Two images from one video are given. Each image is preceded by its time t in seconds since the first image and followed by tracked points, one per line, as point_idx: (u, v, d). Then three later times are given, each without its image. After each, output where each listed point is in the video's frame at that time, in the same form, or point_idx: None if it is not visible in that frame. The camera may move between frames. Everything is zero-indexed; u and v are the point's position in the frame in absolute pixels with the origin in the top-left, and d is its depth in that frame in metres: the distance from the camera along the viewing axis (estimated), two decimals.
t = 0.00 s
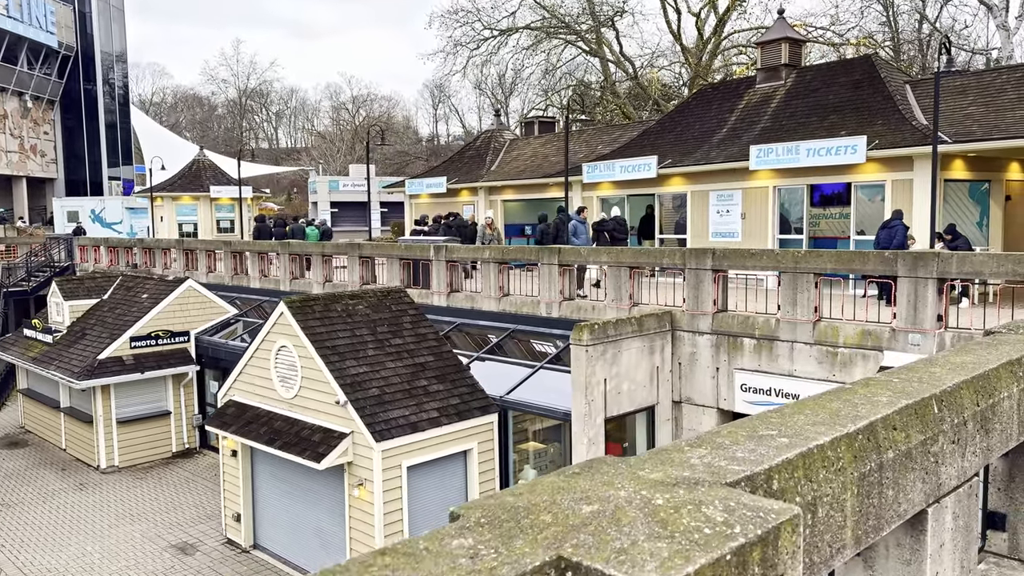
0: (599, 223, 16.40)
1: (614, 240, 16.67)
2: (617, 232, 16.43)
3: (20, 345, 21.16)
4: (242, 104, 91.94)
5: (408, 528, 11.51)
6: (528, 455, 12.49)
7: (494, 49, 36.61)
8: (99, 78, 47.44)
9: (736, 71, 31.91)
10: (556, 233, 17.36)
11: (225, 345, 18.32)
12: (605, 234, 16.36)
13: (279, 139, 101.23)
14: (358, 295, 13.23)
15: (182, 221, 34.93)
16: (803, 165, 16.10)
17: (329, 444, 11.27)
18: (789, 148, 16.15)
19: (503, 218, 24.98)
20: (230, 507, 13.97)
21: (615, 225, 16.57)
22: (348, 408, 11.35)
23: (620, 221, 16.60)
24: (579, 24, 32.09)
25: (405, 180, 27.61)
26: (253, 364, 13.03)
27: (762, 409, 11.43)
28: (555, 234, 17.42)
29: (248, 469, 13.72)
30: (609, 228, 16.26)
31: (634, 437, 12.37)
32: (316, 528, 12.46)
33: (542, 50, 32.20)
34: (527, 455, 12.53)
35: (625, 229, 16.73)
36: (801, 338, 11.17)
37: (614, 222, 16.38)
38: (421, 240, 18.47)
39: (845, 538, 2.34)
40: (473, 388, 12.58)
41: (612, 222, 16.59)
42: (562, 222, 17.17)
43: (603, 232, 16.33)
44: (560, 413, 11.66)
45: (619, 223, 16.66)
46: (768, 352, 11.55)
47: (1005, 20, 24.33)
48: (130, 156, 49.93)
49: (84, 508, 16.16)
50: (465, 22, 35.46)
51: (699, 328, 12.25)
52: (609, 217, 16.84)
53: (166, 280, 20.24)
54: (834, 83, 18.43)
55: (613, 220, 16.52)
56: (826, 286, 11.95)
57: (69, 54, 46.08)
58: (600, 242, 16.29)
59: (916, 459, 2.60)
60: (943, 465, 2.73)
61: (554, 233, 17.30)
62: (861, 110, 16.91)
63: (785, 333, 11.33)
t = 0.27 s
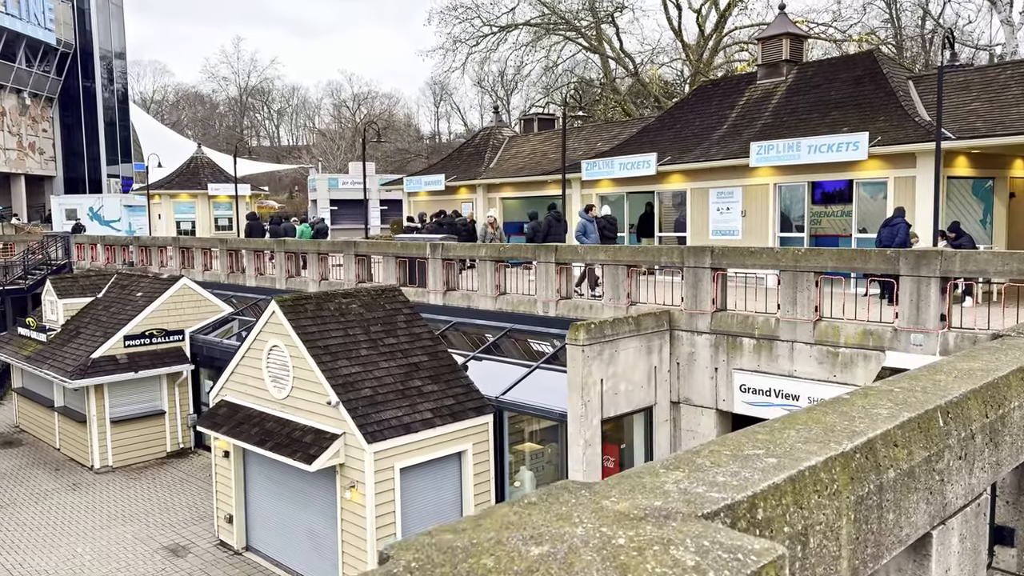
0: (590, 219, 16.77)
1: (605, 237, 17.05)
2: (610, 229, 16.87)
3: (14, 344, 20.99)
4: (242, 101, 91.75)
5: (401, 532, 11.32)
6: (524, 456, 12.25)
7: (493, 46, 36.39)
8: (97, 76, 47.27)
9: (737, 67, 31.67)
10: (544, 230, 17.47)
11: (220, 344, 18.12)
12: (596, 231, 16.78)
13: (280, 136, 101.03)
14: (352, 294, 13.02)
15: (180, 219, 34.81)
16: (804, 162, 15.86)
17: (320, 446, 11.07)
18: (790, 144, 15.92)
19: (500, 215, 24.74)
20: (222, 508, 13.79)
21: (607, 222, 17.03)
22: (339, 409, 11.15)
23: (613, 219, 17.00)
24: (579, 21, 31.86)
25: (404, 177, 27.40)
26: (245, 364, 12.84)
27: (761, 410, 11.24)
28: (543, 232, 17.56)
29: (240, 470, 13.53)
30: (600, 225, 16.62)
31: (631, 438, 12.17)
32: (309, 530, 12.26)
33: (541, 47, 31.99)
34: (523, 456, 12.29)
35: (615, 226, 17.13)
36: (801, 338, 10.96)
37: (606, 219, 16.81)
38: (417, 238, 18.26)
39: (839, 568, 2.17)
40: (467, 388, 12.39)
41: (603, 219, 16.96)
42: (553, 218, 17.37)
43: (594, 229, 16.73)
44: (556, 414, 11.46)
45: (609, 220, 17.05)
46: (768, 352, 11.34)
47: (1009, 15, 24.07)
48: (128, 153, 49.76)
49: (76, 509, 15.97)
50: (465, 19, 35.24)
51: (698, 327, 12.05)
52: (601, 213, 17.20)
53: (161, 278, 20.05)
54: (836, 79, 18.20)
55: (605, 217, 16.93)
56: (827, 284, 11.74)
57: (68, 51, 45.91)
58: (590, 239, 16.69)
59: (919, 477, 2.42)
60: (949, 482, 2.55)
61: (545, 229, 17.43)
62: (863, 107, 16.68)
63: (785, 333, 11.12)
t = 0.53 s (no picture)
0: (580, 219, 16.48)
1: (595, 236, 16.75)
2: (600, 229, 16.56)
3: (8, 343, 20.81)
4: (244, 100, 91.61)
5: (393, 536, 11.11)
6: (520, 457, 12.02)
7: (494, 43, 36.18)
8: (97, 74, 47.10)
9: (739, 65, 31.43)
10: (534, 229, 17.12)
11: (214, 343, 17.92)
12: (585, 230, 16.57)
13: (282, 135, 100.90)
14: (345, 293, 12.80)
15: (179, 217, 34.91)
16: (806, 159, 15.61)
17: (311, 447, 10.86)
18: (792, 141, 15.67)
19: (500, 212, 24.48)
20: (214, 510, 13.58)
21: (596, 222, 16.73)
22: (331, 410, 10.94)
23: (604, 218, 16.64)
24: (579, 18, 31.63)
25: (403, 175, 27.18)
26: (237, 364, 12.63)
27: (762, 411, 11.03)
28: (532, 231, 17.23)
29: (233, 472, 13.33)
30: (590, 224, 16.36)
31: (629, 440, 11.96)
32: (301, 533, 12.05)
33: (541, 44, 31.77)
34: (519, 457, 12.06)
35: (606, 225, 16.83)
36: (802, 338, 10.73)
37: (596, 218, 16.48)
38: (414, 236, 18.04)
39: None
40: (462, 389, 12.17)
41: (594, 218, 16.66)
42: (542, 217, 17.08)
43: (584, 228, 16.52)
44: (552, 415, 11.25)
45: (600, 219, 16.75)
46: (769, 352, 11.11)
47: (1015, 11, 23.79)
48: (129, 152, 49.62)
49: (68, 510, 15.78)
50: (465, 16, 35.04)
51: (697, 327, 11.83)
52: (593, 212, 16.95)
53: (156, 277, 19.85)
54: (839, 75, 17.95)
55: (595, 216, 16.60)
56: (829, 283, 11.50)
57: (68, 49, 45.77)
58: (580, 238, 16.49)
59: (925, 500, 2.21)
60: (959, 505, 2.35)
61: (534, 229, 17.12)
62: (866, 103, 16.44)
63: (786, 333, 10.89)
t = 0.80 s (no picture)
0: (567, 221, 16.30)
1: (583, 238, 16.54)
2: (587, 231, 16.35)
3: (4, 345, 20.67)
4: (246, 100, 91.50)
5: (386, 543, 10.93)
6: (517, 463, 11.83)
7: (494, 42, 36.01)
8: (98, 73, 47.01)
9: (742, 64, 31.19)
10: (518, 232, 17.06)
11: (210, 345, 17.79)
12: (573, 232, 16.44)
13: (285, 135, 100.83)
14: (340, 295, 12.61)
15: (179, 217, 35.35)
16: (808, 159, 15.39)
17: (303, 453, 10.68)
18: (793, 140, 15.45)
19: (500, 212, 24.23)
20: (207, 515, 13.42)
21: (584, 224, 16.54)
22: (323, 415, 10.76)
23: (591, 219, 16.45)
24: (581, 16, 31.42)
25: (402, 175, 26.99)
26: (230, 367, 12.47)
27: (762, 416, 10.86)
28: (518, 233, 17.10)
29: (226, 476, 13.17)
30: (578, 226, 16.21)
31: (627, 446, 11.76)
32: (293, 539, 11.87)
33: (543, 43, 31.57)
34: (516, 463, 11.86)
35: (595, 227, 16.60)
36: (803, 342, 10.53)
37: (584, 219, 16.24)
38: (412, 237, 17.82)
39: None
40: (458, 393, 11.99)
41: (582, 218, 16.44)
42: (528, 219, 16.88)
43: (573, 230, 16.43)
44: (549, 419, 11.06)
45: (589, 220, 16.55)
46: (769, 356, 10.89)
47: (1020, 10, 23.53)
48: (130, 152, 49.52)
49: (61, 514, 15.63)
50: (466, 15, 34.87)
51: (696, 330, 11.63)
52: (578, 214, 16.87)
53: (152, 278, 19.69)
54: (842, 74, 17.72)
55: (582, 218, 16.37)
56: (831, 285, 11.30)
57: (69, 49, 45.68)
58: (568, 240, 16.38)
59: (921, 546, 2.07)
60: (960, 548, 2.20)
61: (520, 231, 17.00)
62: (869, 102, 16.21)
63: (787, 337, 10.68)
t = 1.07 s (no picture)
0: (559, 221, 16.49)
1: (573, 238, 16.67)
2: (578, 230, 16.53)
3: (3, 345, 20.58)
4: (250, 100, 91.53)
5: (381, 548, 10.79)
6: (515, 466, 11.68)
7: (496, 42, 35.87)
8: (101, 74, 46.98)
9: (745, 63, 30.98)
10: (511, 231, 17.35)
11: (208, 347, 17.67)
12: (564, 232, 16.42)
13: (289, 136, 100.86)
14: (335, 296, 12.47)
15: (180, 217, 35.48)
16: (811, 159, 15.21)
17: (296, 457, 10.54)
18: (795, 140, 15.28)
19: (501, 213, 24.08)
20: (202, 518, 13.29)
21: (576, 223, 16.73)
22: (316, 418, 10.61)
23: (581, 220, 16.63)
24: (583, 16, 31.25)
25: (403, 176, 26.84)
26: (224, 369, 12.33)
27: (763, 420, 10.68)
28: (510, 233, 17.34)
29: (221, 479, 13.05)
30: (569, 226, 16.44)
31: (626, 449, 11.60)
32: (287, 543, 11.73)
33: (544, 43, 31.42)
34: (513, 466, 11.71)
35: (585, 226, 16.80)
36: (804, 344, 10.35)
37: (575, 220, 16.42)
38: (410, 238, 17.66)
39: None
40: (454, 396, 11.84)
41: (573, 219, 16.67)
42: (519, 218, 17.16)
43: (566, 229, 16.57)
44: (546, 423, 10.90)
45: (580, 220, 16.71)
46: (769, 359, 10.72)
47: None
48: (133, 153, 49.50)
49: (57, 516, 15.53)
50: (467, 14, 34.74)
51: (696, 332, 11.46)
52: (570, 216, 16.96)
53: (150, 279, 19.57)
54: (845, 72, 17.53)
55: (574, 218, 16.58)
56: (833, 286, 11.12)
57: (72, 50, 45.66)
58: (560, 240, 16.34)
59: None
60: None
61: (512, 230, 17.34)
62: (873, 101, 16.02)
63: (787, 339, 10.50)
